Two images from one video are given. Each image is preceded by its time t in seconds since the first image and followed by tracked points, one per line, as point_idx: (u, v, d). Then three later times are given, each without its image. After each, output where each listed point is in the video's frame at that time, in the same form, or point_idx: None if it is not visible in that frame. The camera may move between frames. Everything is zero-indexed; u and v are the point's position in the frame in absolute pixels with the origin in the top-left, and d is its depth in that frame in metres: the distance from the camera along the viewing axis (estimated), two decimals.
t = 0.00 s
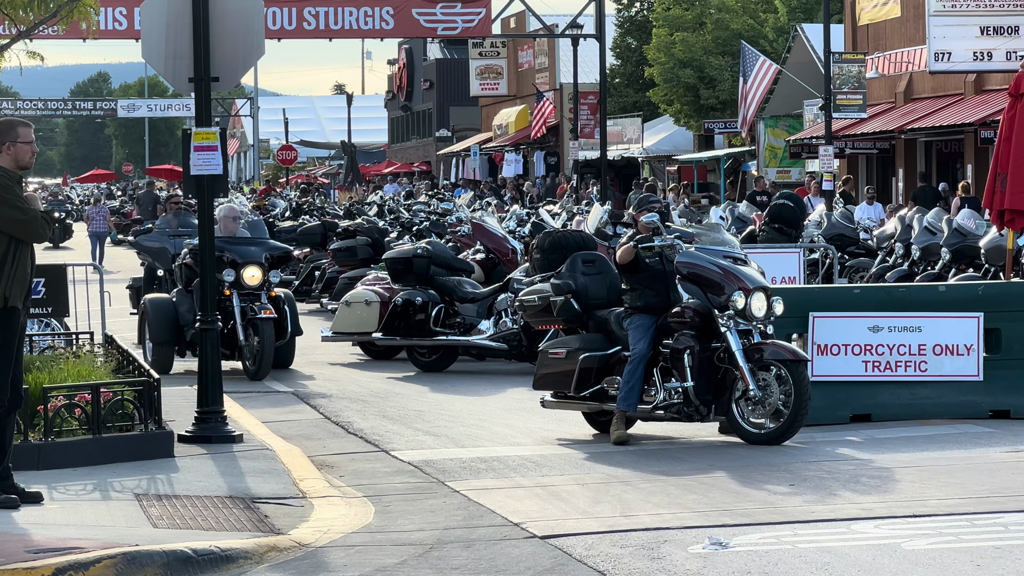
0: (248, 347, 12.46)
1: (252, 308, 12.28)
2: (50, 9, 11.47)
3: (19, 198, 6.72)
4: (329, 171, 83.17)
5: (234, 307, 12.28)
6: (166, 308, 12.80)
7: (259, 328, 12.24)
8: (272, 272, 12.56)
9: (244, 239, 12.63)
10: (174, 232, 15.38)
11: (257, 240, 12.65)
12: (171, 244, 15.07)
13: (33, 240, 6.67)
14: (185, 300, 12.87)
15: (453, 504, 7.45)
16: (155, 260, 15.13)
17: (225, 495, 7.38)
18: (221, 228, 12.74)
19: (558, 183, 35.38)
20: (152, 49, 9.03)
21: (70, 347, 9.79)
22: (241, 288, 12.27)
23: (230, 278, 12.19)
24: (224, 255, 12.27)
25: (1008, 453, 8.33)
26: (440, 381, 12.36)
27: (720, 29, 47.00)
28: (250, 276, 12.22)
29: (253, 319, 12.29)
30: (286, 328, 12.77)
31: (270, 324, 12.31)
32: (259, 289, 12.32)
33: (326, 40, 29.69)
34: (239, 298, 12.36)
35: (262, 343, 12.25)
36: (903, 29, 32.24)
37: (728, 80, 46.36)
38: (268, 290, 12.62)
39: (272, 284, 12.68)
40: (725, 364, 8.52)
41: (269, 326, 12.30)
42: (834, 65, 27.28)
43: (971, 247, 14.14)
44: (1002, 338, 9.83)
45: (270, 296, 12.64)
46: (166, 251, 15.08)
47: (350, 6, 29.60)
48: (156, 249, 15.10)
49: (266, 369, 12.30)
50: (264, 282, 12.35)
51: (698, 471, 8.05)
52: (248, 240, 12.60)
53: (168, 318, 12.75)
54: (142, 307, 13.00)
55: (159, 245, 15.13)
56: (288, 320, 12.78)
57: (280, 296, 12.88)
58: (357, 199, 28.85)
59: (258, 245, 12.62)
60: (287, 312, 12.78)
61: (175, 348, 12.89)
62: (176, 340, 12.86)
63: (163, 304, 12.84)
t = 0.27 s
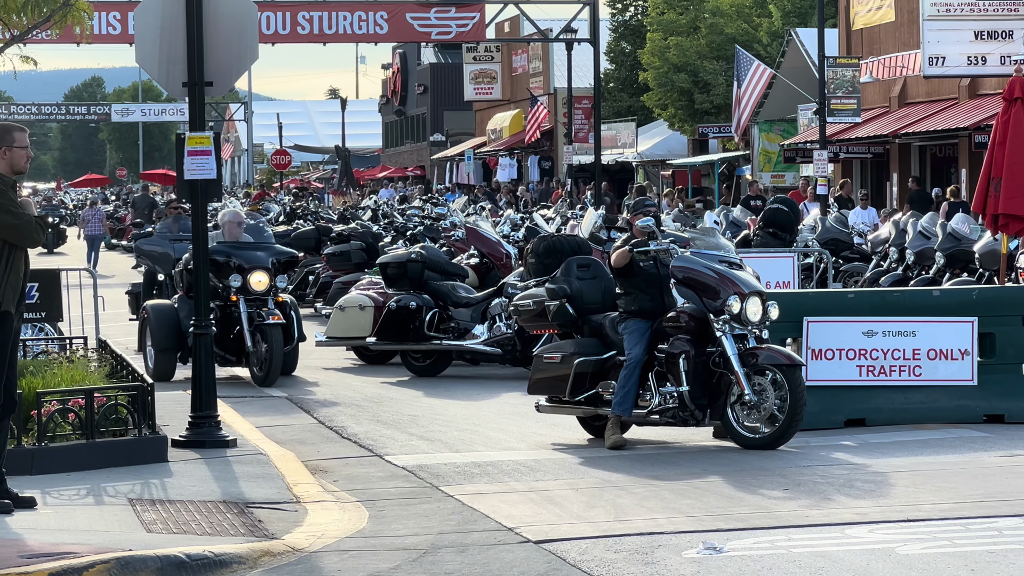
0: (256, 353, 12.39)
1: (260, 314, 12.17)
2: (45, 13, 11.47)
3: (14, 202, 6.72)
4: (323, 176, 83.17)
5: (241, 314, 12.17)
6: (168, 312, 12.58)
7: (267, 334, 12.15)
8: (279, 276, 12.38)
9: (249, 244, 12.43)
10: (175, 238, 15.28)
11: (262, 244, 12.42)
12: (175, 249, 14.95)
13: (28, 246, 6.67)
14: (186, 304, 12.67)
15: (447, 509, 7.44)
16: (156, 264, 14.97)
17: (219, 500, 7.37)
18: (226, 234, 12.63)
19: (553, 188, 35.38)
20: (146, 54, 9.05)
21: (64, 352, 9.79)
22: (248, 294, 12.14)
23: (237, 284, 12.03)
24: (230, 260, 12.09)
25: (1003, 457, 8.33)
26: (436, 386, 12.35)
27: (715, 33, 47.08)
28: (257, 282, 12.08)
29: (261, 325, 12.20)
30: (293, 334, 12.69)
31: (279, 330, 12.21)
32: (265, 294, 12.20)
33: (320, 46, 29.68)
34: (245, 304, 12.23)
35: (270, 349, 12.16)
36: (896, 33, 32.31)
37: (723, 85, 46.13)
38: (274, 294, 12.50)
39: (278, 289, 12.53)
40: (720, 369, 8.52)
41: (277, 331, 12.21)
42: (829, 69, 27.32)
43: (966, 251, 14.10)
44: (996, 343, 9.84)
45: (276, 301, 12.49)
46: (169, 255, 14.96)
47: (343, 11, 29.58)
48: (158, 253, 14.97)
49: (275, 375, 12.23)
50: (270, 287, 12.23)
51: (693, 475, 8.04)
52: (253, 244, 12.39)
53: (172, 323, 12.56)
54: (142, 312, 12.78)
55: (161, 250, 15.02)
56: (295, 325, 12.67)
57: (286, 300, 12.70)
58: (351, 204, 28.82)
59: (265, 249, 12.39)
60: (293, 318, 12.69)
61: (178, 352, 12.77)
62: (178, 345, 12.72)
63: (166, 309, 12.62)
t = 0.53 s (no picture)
0: (262, 357, 12.32)
1: (266, 317, 12.12)
2: (36, 16, 11.45)
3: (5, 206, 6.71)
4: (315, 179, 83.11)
5: (247, 317, 12.13)
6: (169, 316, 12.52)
7: (274, 337, 12.07)
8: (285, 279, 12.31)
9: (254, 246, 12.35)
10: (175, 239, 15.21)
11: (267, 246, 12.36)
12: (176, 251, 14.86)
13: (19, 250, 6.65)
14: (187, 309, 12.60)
15: (437, 511, 7.44)
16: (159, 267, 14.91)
17: (211, 503, 7.37)
18: (227, 236, 12.38)
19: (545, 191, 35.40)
20: (137, 57, 9.04)
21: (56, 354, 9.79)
22: (254, 297, 12.11)
23: (242, 287, 12.01)
24: (235, 264, 12.07)
25: (993, 460, 8.35)
26: (428, 388, 12.35)
27: (706, 36, 47.07)
28: (262, 285, 12.04)
29: (267, 328, 12.12)
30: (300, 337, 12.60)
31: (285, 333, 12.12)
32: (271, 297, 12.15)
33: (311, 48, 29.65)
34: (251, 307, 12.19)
35: (276, 352, 12.10)
36: (887, 36, 32.38)
37: (714, 88, 46.31)
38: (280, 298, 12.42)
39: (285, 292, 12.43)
40: (712, 372, 8.53)
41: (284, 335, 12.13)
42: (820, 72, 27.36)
43: (956, 254, 14.11)
44: (987, 345, 9.85)
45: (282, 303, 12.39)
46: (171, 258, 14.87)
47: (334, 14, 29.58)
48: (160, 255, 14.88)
49: (282, 379, 12.18)
50: (275, 290, 12.18)
51: (684, 478, 8.04)
52: (257, 247, 12.36)
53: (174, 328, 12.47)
54: (143, 317, 12.70)
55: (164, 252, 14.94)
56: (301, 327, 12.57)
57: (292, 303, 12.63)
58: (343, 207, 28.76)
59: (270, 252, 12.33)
60: (298, 321, 12.51)
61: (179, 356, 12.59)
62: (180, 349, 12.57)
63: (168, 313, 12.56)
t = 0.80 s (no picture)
0: (266, 362, 12.22)
1: (270, 321, 12.11)
2: (27, 17, 11.44)
3: None
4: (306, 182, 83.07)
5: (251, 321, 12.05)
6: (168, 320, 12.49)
7: (278, 342, 12.01)
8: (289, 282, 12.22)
9: (257, 250, 12.30)
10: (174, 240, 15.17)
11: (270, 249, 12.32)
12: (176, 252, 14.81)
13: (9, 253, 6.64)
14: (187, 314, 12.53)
15: (427, 514, 7.44)
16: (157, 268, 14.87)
17: (201, 505, 7.37)
18: (227, 239, 12.42)
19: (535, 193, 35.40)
20: (127, 59, 9.02)
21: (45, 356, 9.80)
22: (257, 301, 12.00)
23: (245, 291, 11.91)
24: (238, 267, 11.96)
25: (983, 462, 8.36)
26: (419, 391, 12.34)
27: (696, 39, 47.03)
28: (265, 289, 11.94)
29: (270, 332, 12.07)
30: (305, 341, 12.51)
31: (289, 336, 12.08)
32: (275, 301, 12.05)
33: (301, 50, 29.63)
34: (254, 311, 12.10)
35: (280, 356, 12.04)
36: (876, 39, 32.44)
37: (704, 90, 46.37)
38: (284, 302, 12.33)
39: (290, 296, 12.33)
40: (704, 374, 8.54)
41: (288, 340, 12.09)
42: (811, 74, 27.39)
43: (946, 256, 14.12)
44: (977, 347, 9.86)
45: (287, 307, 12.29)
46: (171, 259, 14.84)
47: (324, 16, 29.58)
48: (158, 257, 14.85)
49: (287, 384, 12.12)
50: (280, 294, 12.09)
51: (674, 481, 8.05)
52: (260, 250, 12.29)
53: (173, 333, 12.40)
54: (143, 320, 12.64)
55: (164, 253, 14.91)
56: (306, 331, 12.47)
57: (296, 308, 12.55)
58: (332, 210, 28.72)
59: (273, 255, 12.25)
60: (302, 325, 12.38)
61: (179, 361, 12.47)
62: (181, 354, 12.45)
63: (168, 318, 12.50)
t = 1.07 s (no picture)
0: (268, 364, 12.22)
1: (272, 323, 12.05)
2: (16, 19, 11.44)
3: None
4: (297, 182, 82.93)
5: (253, 323, 12.04)
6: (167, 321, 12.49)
7: (280, 343, 11.97)
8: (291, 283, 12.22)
9: (260, 250, 12.31)
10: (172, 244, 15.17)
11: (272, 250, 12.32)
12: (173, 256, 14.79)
13: None
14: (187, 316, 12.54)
15: (416, 515, 7.44)
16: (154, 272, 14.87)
17: (190, 506, 7.36)
18: (227, 241, 12.42)
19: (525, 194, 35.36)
20: (116, 61, 9.01)
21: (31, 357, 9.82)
22: (259, 302, 12.00)
23: (247, 292, 11.90)
24: (240, 268, 11.96)
25: (972, 463, 8.37)
26: (410, 392, 12.35)
27: (686, 39, 46.86)
28: (268, 290, 11.94)
29: (273, 334, 12.04)
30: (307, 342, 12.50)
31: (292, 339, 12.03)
32: (277, 302, 12.04)
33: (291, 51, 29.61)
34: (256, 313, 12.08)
35: (282, 358, 12.00)
36: (866, 40, 32.46)
37: (693, 91, 46.39)
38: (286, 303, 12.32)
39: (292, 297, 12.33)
40: (697, 375, 8.55)
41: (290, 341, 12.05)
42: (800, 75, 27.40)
43: (935, 258, 14.15)
44: (967, 348, 9.87)
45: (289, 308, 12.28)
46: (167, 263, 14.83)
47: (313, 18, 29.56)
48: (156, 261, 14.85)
49: (289, 388, 12.09)
50: (281, 295, 12.08)
51: (665, 481, 8.05)
52: (262, 251, 12.29)
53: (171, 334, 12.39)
54: (142, 322, 12.64)
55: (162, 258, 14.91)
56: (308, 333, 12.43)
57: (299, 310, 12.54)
58: (322, 212, 28.66)
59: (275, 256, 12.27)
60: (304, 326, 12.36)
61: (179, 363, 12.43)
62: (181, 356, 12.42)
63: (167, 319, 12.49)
